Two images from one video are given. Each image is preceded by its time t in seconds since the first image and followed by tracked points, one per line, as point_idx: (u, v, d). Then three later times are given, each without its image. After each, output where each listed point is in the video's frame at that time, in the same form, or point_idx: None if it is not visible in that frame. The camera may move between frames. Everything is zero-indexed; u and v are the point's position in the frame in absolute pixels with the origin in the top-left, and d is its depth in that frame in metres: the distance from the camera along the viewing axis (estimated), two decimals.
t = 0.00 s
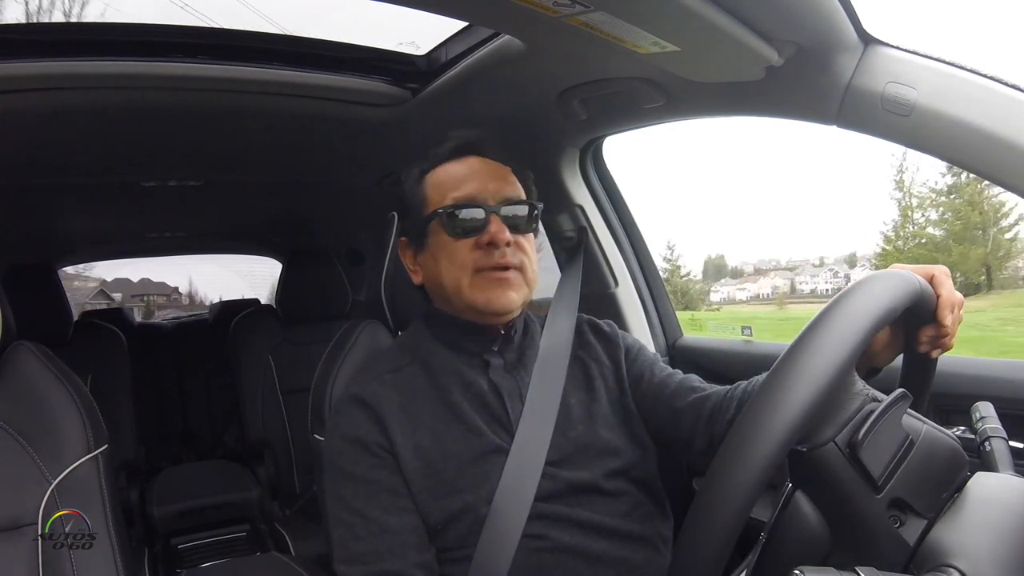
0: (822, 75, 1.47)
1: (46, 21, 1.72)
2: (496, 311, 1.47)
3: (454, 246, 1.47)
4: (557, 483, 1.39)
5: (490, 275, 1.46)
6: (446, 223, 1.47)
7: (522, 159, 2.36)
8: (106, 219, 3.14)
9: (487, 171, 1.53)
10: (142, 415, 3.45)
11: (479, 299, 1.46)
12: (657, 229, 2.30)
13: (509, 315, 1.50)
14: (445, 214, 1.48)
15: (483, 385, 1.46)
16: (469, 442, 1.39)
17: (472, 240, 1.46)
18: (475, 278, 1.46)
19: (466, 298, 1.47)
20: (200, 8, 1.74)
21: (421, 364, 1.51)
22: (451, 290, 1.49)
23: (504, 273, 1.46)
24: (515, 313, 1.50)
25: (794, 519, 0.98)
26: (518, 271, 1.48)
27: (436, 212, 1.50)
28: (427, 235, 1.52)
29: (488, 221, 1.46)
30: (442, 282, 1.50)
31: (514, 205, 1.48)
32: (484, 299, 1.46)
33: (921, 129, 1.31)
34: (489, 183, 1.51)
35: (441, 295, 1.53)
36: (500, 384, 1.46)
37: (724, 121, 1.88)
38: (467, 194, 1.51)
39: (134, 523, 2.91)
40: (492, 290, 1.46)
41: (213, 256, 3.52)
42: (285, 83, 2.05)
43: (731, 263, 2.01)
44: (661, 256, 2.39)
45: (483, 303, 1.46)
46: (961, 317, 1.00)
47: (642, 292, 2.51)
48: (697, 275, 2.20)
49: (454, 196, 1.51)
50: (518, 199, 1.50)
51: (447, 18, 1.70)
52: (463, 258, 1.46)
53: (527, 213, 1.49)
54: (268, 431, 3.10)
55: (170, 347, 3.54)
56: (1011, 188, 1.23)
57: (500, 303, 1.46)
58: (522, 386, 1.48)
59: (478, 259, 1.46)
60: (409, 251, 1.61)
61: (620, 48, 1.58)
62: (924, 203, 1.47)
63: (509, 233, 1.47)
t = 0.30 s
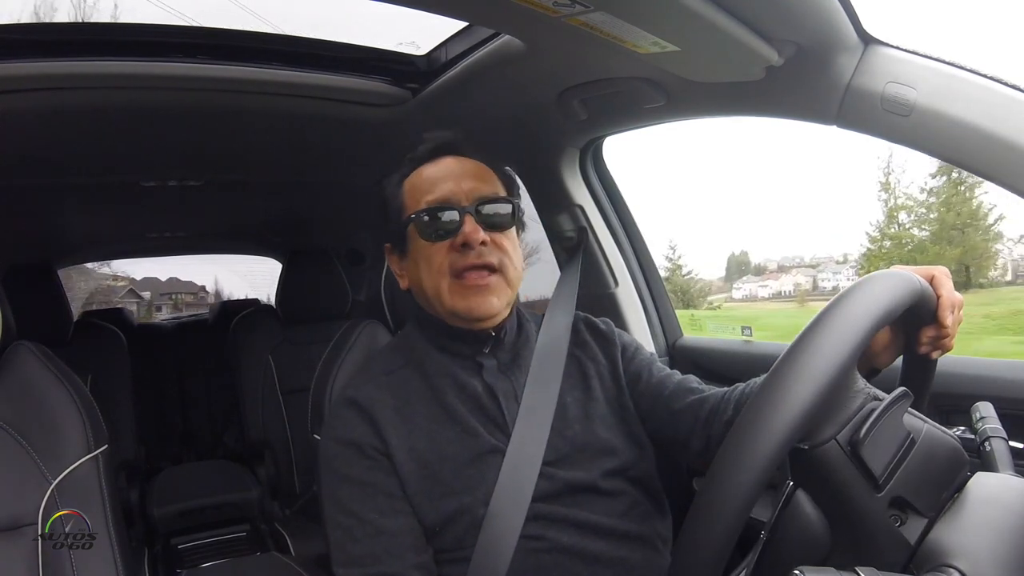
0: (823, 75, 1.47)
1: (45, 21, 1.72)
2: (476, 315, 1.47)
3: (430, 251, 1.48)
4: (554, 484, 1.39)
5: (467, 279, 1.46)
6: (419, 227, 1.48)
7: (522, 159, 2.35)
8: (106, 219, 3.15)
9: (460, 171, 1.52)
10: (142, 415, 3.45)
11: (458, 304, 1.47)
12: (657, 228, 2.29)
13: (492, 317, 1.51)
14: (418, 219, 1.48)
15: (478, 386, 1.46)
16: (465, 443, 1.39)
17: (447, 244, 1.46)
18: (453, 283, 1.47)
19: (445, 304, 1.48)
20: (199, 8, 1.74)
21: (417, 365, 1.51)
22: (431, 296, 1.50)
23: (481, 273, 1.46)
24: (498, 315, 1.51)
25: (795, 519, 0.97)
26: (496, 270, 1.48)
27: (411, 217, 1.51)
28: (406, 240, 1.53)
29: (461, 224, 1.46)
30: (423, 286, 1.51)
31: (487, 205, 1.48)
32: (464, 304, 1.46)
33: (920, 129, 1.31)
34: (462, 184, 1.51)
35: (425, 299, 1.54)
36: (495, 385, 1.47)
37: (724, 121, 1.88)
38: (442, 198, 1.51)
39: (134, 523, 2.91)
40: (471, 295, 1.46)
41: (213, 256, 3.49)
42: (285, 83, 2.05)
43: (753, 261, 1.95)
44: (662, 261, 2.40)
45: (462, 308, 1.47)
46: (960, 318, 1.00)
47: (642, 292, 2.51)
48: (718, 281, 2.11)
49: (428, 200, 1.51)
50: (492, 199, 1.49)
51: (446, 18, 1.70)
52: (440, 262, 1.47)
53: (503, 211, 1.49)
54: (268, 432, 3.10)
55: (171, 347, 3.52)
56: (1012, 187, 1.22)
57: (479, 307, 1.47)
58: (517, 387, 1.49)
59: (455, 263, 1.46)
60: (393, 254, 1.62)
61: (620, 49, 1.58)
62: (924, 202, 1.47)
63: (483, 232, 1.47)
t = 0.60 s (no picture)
0: (823, 75, 1.47)
1: (44, 21, 1.72)
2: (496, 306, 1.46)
3: (450, 245, 1.48)
4: (553, 484, 1.39)
5: (490, 270, 1.46)
6: (443, 220, 1.48)
7: (522, 159, 2.36)
8: (106, 219, 3.15)
9: (477, 170, 1.55)
10: (142, 415, 3.45)
11: (479, 295, 1.45)
12: (657, 228, 2.29)
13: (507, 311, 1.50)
14: (442, 211, 1.49)
15: (477, 386, 1.46)
16: (464, 443, 1.39)
17: (468, 237, 1.47)
18: (474, 275, 1.46)
19: (465, 296, 1.46)
20: (198, 8, 1.74)
21: (416, 365, 1.51)
22: (448, 289, 1.48)
23: (505, 267, 1.46)
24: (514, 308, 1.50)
25: (795, 519, 0.97)
26: (518, 266, 1.48)
27: (431, 210, 1.51)
28: (419, 237, 1.53)
29: (483, 217, 1.47)
30: (439, 279, 1.49)
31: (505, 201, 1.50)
32: (485, 295, 1.45)
33: (920, 128, 1.31)
34: (480, 181, 1.53)
35: (437, 295, 1.52)
36: (495, 385, 1.46)
37: (724, 121, 1.88)
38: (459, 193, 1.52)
39: (134, 523, 2.91)
40: (494, 284, 1.45)
41: (213, 256, 3.48)
42: (285, 83, 2.05)
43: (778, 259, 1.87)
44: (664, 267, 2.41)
45: (484, 299, 1.45)
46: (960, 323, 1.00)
47: (642, 292, 2.51)
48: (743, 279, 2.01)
49: (448, 194, 1.52)
50: (509, 196, 1.52)
51: (446, 17, 1.70)
52: (461, 255, 1.47)
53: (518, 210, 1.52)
54: (268, 432, 3.10)
55: (171, 347, 3.52)
56: (1011, 186, 1.23)
57: (501, 298, 1.45)
58: (517, 387, 1.49)
59: (477, 256, 1.46)
60: (399, 254, 1.61)
61: (620, 49, 1.58)
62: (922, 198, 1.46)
63: (508, 228, 1.49)
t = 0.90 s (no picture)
0: (823, 75, 1.47)
1: (45, 21, 1.72)
2: (509, 307, 1.46)
3: (469, 243, 1.48)
4: (554, 485, 1.39)
5: (506, 271, 1.46)
6: (464, 216, 1.48)
7: (522, 159, 2.36)
8: (106, 219, 3.15)
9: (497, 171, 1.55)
10: (142, 415, 3.45)
11: (493, 294, 1.45)
12: (657, 228, 2.29)
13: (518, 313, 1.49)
14: (463, 207, 1.48)
15: (478, 387, 1.46)
16: (464, 444, 1.39)
17: (488, 236, 1.47)
18: (491, 274, 1.46)
19: (480, 294, 1.46)
20: (199, 9, 1.74)
21: (416, 366, 1.51)
22: (463, 287, 1.47)
23: (520, 269, 1.46)
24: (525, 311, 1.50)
25: (795, 521, 0.96)
26: (531, 270, 1.49)
27: (452, 205, 1.50)
28: (436, 232, 1.52)
29: (502, 217, 1.47)
30: (453, 276, 1.49)
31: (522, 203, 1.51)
32: (501, 294, 1.45)
33: (920, 128, 1.31)
34: (500, 182, 1.53)
35: (448, 292, 1.52)
36: (496, 385, 1.46)
37: (724, 121, 1.88)
38: (478, 191, 1.51)
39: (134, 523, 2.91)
40: (507, 286, 1.45)
41: (213, 256, 3.53)
42: (285, 83, 2.05)
43: (804, 256, 1.78)
44: (666, 272, 2.40)
45: (500, 298, 1.45)
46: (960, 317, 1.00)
47: (642, 293, 2.51)
48: (769, 276, 1.91)
49: (468, 191, 1.51)
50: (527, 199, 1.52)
51: (447, 18, 1.70)
52: (480, 253, 1.47)
53: (534, 212, 1.52)
54: (268, 432, 3.10)
55: (171, 347, 3.53)
56: (1010, 185, 1.23)
57: (515, 298, 1.45)
58: (518, 387, 1.48)
59: (494, 255, 1.46)
60: (411, 248, 1.60)
61: (620, 49, 1.58)
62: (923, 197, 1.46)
63: (526, 231, 1.49)
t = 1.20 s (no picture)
0: (823, 75, 1.47)
1: (45, 21, 1.72)
2: (510, 305, 1.46)
3: (469, 242, 1.48)
4: (554, 485, 1.39)
5: (506, 270, 1.46)
6: (464, 215, 1.48)
7: (522, 159, 2.36)
8: (107, 219, 3.15)
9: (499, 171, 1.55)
10: (142, 415, 3.45)
11: (494, 293, 1.45)
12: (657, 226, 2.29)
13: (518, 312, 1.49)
14: (464, 207, 1.48)
15: (478, 387, 1.46)
16: (464, 444, 1.39)
17: (488, 235, 1.47)
18: (490, 273, 1.46)
19: (480, 293, 1.46)
20: (200, 8, 1.74)
21: (416, 366, 1.51)
22: (463, 285, 1.48)
23: (521, 269, 1.46)
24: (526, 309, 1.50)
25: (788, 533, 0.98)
26: (531, 269, 1.48)
27: (452, 205, 1.50)
28: (437, 231, 1.52)
29: (503, 217, 1.47)
30: (453, 274, 1.49)
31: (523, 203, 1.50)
32: (501, 293, 1.45)
33: (920, 129, 1.31)
34: (501, 182, 1.53)
35: (448, 291, 1.52)
36: (496, 386, 1.46)
37: (724, 121, 1.88)
38: (479, 191, 1.51)
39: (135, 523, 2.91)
40: (506, 284, 1.45)
41: (211, 257, 3.53)
42: (285, 83, 2.05)
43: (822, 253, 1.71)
44: (667, 272, 2.37)
45: (500, 297, 1.45)
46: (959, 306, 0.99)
47: (642, 293, 2.51)
48: (793, 273, 1.82)
49: (469, 191, 1.51)
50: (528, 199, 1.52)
51: (447, 18, 1.70)
52: (480, 253, 1.47)
53: (532, 212, 1.50)
54: (268, 432, 3.10)
55: (170, 347, 3.53)
56: (1008, 185, 1.23)
57: (516, 297, 1.45)
58: (517, 388, 1.48)
59: (494, 255, 1.46)
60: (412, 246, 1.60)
61: (620, 49, 1.58)
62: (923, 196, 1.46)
63: (527, 231, 1.49)
